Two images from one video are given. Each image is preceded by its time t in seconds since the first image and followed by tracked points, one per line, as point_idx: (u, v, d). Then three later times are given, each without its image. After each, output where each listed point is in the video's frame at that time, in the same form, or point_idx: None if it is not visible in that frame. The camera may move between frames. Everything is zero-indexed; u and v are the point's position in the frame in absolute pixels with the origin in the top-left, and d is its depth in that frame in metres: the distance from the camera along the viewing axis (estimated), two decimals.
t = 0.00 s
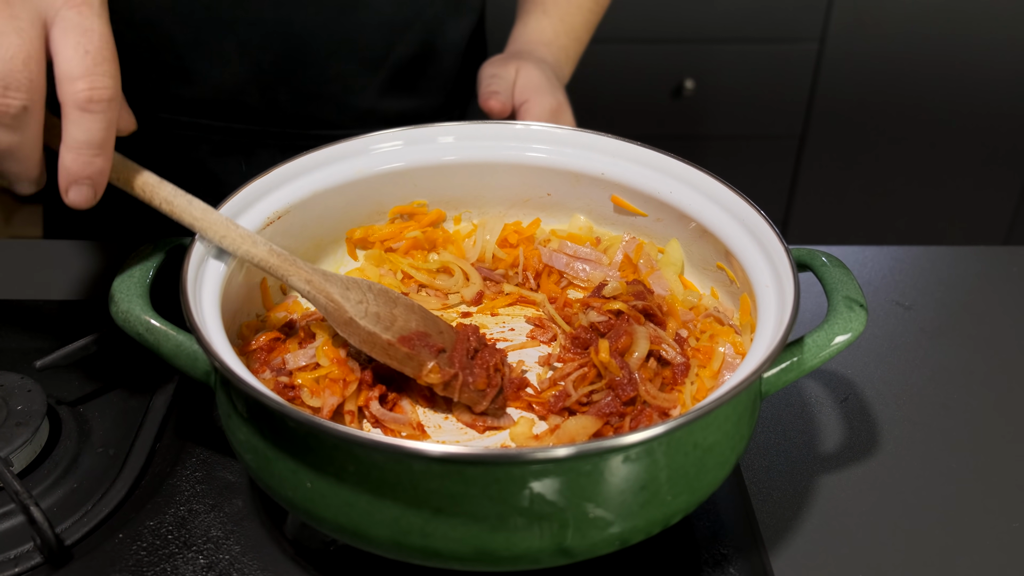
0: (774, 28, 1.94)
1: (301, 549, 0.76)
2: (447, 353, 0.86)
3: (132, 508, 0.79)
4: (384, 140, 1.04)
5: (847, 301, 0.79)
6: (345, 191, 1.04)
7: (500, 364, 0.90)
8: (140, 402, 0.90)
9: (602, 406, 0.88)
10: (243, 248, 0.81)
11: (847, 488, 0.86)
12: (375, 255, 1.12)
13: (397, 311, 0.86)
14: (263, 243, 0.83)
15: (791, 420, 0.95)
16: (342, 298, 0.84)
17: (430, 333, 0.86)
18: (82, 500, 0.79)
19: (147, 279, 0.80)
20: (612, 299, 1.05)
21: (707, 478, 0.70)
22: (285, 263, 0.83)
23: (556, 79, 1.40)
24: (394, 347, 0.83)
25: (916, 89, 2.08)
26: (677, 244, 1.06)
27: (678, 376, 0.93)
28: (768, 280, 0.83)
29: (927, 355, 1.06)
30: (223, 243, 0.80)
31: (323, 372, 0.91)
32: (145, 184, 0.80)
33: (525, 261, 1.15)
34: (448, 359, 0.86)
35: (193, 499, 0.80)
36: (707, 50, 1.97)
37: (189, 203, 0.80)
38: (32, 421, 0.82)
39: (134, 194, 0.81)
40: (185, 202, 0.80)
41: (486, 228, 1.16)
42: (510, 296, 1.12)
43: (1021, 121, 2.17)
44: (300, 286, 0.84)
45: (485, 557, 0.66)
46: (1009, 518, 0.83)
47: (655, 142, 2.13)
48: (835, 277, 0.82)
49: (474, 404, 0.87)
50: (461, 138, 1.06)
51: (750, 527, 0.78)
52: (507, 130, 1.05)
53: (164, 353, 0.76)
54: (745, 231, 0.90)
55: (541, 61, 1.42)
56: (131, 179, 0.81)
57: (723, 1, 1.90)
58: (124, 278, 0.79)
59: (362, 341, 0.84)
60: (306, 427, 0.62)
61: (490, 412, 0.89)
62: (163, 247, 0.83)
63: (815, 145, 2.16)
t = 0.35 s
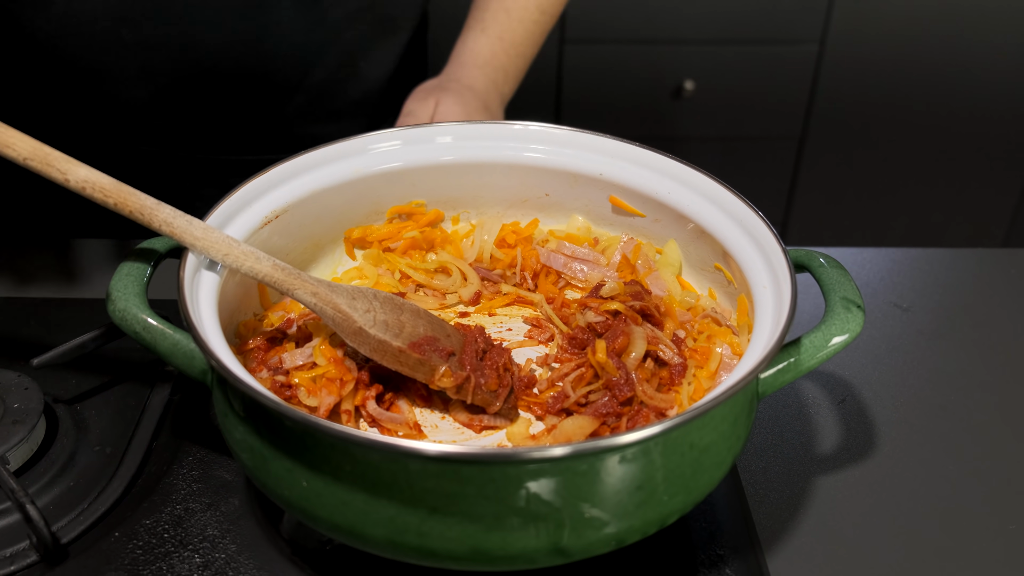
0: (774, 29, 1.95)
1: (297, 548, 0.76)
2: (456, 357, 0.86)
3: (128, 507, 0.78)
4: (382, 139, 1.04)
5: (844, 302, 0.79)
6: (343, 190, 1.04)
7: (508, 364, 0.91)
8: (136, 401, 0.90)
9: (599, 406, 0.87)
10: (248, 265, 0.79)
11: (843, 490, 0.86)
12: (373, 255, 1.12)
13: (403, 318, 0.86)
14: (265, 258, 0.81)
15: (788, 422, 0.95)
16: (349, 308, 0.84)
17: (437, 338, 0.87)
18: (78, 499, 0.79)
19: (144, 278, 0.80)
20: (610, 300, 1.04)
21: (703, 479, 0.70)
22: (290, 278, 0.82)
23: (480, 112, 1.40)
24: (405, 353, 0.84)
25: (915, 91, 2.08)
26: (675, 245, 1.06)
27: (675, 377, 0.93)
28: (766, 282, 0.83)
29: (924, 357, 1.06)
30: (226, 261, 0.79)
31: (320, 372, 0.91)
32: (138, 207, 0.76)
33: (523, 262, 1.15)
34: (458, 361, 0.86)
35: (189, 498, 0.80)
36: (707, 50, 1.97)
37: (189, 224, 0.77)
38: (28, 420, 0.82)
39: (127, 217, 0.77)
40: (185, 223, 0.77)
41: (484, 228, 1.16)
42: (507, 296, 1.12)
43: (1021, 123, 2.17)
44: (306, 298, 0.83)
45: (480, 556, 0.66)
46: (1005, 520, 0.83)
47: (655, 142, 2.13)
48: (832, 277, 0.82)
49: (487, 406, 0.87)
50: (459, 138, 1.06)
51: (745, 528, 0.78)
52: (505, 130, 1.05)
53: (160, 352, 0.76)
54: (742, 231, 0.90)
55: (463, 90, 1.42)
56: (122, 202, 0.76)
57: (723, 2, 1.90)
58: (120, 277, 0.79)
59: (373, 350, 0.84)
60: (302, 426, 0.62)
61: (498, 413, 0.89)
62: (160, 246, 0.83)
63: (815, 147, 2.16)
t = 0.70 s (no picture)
0: (771, 28, 1.94)
1: (292, 550, 0.76)
2: (451, 356, 0.86)
3: (124, 509, 0.78)
4: (376, 140, 1.04)
5: (838, 301, 0.79)
6: (336, 192, 1.04)
7: (503, 364, 0.91)
8: (132, 403, 0.90)
9: (594, 406, 0.87)
10: (242, 267, 0.79)
11: (839, 488, 0.85)
12: (367, 256, 1.13)
13: (398, 318, 0.86)
14: (259, 260, 0.81)
15: (784, 420, 0.94)
16: (344, 309, 0.83)
17: (432, 338, 0.87)
18: (73, 502, 0.79)
19: (137, 280, 0.80)
20: (605, 299, 1.04)
21: (698, 477, 0.70)
22: (284, 279, 0.82)
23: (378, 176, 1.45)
24: (400, 354, 0.83)
25: (911, 89, 2.09)
26: (669, 244, 1.06)
27: (670, 376, 0.93)
28: (760, 280, 0.83)
29: (920, 355, 1.06)
30: (220, 264, 0.78)
31: (314, 373, 0.91)
32: (131, 209, 0.76)
33: (517, 262, 1.15)
34: (453, 362, 0.86)
35: (184, 501, 0.80)
36: (704, 50, 1.96)
37: (182, 226, 0.77)
38: (22, 423, 0.81)
39: (120, 220, 0.77)
40: (178, 225, 0.77)
41: (478, 229, 1.16)
42: (502, 296, 1.12)
43: (1017, 120, 2.17)
44: (300, 299, 0.83)
45: (474, 556, 0.66)
46: (1002, 518, 0.82)
47: (652, 141, 2.13)
48: (826, 276, 0.82)
49: (482, 406, 0.87)
50: (453, 138, 1.06)
51: (741, 526, 0.78)
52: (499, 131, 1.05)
53: (154, 354, 0.75)
54: (737, 230, 0.90)
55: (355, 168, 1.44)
56: (115, 205, 0.76)
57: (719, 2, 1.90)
58: (114, 280, 0.79)
59: (368, 350, 0.84)
60: (296, 427, 0.62)
61: (493, 414, 0.88)
62: (153, 248, 0.83)
63: (811, 146, 2.16)
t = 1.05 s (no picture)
0: (771, 29, 1.94)
1: (290, 550, 0.76)
2: (450, 356, 0.86)
3: (122, 509, 0.78)
4: (375, 140, 1.04)
5: (838, 301, 0.79)
6: (335, 191, 1.03)
7: (503, 364, 0.91)
8: (130, 403, 0.90)
9: (593, 406, 0.87)
10: (241, 267, 0.79)
11: (839, 489, 0.85)
12: (366, 256, 1.12)
13: (398, 318, 0.86)
14: (259, 259, 0.81)
15: (783, 421, 0.94)
16: (344, 309, 0.83)
17: (432, 338, 0.86)
18: (70, 502, 0.78)
19: (136, 280, 0.79)
20: (604, 299, 1.04)
21: (698, 478, 0.70)
22: (283, 279, 0.82)
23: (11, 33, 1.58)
24: (399, 354, 0.83)
25: (912, 90, 2.08)
26: (669, 244, 1.05)
27: (670, 376, 0.93)
28: (760, 280, 0.82)
29: (920, 356, 1.06)
30: (219, 263, 0.78)
31: (313, 373, 0.90)
32: (130, 209, 0.76)
33: (517, 261, 1.14)
34: (453, 362, 0.85)
35: (182, 501, 0.80)
36: (704, 51, 1.96)
37: (181, 225, 0.77)
38: (21, 423, 0.81)
39: (119, 219, 0.76)
40: (177, 224, 0.77)
41: (478, 228, 1.16)
42: (502, 295, 1.11)
43: (1018, 120, 2.17)
44: (299, 299, 0.82)
45: (473, 557, 0.66)
46: (1002, 519, 0.82)
47: (651, 141, 2.12)
48: (827, 276, 0.82)
49: (482, 406, 0.86)
50: (452, 138, 1.06)
51: (741, 528, 0.78)
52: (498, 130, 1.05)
53: (152, 354, 0.75)
54: (737, 229, 0.90)
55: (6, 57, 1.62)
56: (114, 204, 0.76)
57: (719, 2, 1.90)
58: (112, 279, 0.79)
59: (368, 350, 0.83)
60: (294, 427, 0.62)
61: (493, 414, 0.88)
62: (151, 247, 0.83)
63: (811, 146, 2.16)
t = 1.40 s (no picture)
0: (774, 30, 1.94)
1: (294, 549, 0.76)
2: (455, 355, 0.86)
3: (125, 508, 0.78)
4: (380, 138, 1.04)
5: (845, 301, 0.78)
6: (339, 190, 1.03)
7: (509, 363, 0.90)
8: (133, 401, 0.90)
9: (598, 406, 0.87)
10: (246, 265, 0.79)
11: (844, 490, 0.85)
12: (370, 254, 1.12)
13: (403, 317, 0.86)
14: (264, 258, 0.81)
15: (788, 422, 0.94)
16: (349, 308, 0.83)
17: (437, 337, 0.86)
18: (73, 500, 0.78)
19: (140, 278, 0.79)
20: (609, 299, 1.04)
21: (703, 479, 0.70)
22: (289, 277, 0.81)
23: None
24: (404, 353, 0.83)
25: (914, 91, 2.08)
26: (674, 244, 1.05)
27: (675, 377, 0.93)
28: (766, 281, 0.82)
29: (925, 357, 1.06)
30: (224, 261, 0.78)
31: (317, 372, 0.90)
32: (135, 207, 0.76)
33: (521, 261, 1.14)
34: (458, 361, 0.85)
35: (186, 499, 0.79)
36: (706, 51, 1.96)
37: (186, 223, 0.77)
38: (24, 420, 0.81)
39: (124, 217, 0.76)
40: (183, 222, 0.77)
41: (482, 228, 1.16)
42: (506, 295, 1.11)
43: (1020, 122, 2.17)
44: (305, 298, 0.82)
45: (478, 557, 0.66)
46: (1007, 521, 0.82)
47: (653, 141, 2.12)
48: (833, 277, 0.82)
49: (487, 406, 0.86)
50: (456, 137, 1.06)
51: (746, 528, 0.78)
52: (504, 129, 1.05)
53: (156, 352, 0.75)
54: (742, 229, 0.90)
55: None
56: (119, 202, 0.76)
57: (722, 3, 1.89)
58: (116, 277, 0.78)
59: (372, 350, 0.83)
60: (299, 426, 0.61)
61: (498, 414, 0.88)
62: (156, 246, 0.82)
63: (814, 147, 2.16)
